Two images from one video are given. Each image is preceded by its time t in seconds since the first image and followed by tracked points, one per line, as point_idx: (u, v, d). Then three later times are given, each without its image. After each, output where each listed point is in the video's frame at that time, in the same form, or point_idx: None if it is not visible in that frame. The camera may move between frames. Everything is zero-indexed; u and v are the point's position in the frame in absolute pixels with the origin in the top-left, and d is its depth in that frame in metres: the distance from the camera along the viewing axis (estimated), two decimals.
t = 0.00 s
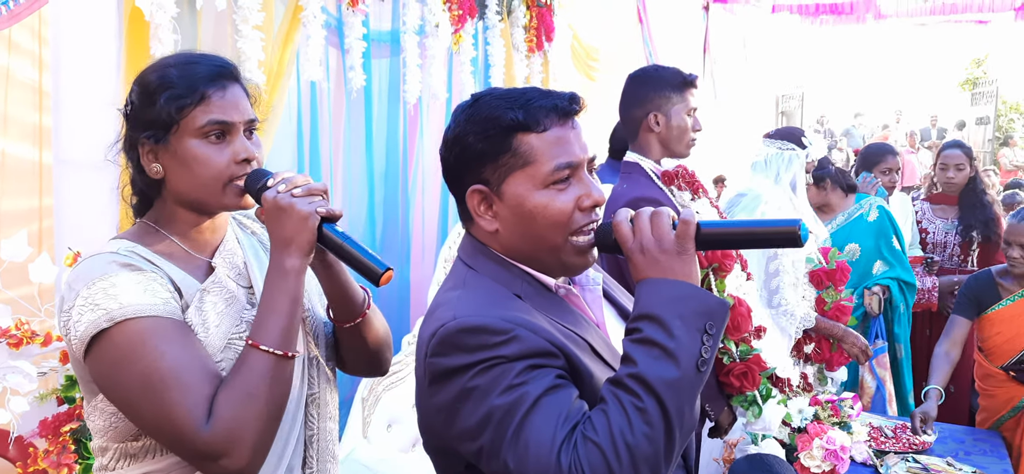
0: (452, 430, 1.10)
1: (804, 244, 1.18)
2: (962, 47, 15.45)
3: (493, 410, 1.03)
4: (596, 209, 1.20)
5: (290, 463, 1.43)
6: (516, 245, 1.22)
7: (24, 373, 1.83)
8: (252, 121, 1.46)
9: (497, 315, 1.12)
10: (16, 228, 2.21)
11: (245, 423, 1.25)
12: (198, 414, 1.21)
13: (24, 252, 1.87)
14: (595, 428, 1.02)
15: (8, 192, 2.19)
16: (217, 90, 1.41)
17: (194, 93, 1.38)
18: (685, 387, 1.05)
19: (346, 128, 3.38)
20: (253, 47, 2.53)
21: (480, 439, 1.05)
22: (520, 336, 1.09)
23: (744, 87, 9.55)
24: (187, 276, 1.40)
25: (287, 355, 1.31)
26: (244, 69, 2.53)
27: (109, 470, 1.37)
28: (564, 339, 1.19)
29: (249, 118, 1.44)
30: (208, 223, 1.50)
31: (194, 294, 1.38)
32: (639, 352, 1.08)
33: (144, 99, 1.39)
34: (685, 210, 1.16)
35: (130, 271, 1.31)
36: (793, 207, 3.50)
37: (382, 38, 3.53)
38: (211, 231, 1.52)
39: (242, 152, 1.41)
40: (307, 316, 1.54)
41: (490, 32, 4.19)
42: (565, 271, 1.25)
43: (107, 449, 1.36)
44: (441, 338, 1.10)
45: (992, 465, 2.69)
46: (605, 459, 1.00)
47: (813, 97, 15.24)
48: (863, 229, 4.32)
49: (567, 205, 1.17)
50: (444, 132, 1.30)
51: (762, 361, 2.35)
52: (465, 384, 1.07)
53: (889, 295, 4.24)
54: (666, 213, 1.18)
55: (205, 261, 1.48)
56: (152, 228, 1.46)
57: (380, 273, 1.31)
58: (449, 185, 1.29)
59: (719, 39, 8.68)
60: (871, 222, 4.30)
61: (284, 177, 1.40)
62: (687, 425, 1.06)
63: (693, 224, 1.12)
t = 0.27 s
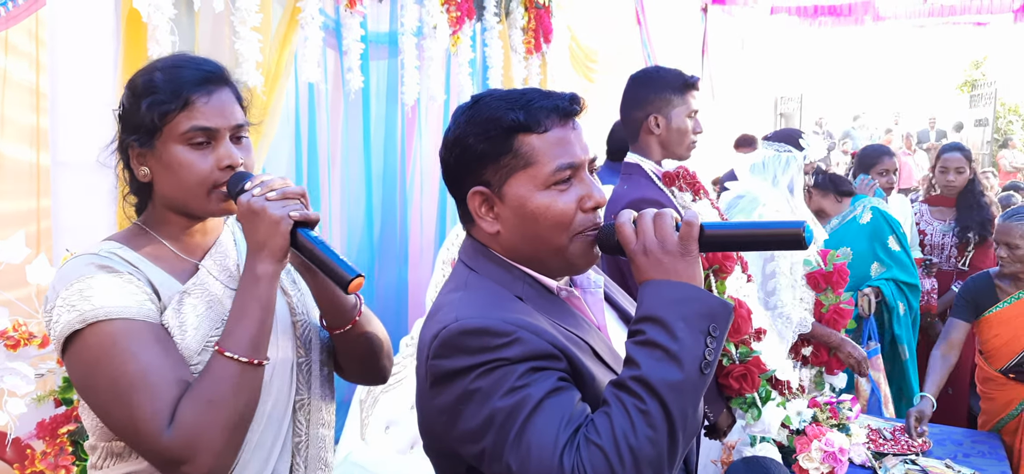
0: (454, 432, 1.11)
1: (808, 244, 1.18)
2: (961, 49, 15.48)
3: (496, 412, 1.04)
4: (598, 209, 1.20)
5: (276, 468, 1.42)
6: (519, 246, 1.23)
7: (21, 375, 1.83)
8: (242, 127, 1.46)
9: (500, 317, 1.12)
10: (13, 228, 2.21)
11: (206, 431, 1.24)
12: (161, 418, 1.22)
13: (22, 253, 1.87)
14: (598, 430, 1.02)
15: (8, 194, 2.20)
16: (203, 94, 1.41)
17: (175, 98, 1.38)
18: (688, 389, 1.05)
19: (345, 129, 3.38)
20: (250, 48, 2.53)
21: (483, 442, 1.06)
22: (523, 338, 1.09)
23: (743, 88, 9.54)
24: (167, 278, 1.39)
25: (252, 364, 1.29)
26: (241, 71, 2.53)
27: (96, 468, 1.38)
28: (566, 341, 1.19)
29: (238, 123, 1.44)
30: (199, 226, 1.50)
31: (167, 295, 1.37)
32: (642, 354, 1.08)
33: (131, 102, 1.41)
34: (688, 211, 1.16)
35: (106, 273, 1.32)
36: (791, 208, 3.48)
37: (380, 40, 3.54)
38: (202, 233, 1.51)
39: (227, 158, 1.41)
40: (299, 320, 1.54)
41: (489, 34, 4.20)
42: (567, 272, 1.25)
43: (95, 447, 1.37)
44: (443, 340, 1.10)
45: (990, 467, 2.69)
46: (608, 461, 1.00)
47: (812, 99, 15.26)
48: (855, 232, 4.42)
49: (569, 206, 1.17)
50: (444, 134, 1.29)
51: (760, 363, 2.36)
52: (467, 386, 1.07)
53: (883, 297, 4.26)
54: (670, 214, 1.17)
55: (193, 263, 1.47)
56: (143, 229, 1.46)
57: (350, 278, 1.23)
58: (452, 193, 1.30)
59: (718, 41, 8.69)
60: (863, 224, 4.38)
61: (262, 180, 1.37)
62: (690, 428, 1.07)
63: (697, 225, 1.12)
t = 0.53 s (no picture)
0: (458, 435, 1.11)
1: (811, 244, 1.19)
2: (960, 51, 15.50)
3: (499, 415, 1.04)
4: (600, 214, 1.21)
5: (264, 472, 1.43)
6: (522, 250, 1.23)
7: (22, 377, 1.84)
8: (235, 128, 1.46)
9: (503, 320, 1.13)
10: (16, 229, 2.21)
11: (180, 436, 1.24)
12: (136, 421, 1.23)
13: (22, 255, 1.87)
14: (602, 433, 1.02)
15: (9, 195, 2.20)
16: (195, 96, 1.42)
17: (166, 101, 1.39)
18: (691, 392, 1.05)
19: (345, 131, 3.38)
20: (251, 50, 2.54)
21: (486, 445, 1.06)
22: (525, 341, 1.09)
23: (743, 89, 9.54)
24: (157, 280, 1.41)
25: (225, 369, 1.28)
26: (242, 73, 2.54)
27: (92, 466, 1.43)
28: (568, 343, 1.19)
29: (231, 125, 1.44)
30: (195, 227, 1.51)
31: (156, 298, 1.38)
32: (645, 357, 1.08)
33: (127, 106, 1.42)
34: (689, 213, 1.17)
35: (93, 274, 1.33)
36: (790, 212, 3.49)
37: (381, 42, 3.54)
38: (199, 235, 1.52)
39: (217, 161, 1.41)
40: (294, 323, 1.54)
41: (489, 35, 4.21)
42: (569, 275, 1.26)
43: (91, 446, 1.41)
44: (446, 343, 1.10)
45: (991, 469, 2.70)
46: (612, 464, 1.00)
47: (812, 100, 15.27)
48: (848, 240, 4.42)
49: (571, 211, 1.17)
50: (448, 135, 1.30)
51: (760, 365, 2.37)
52: (470, 389, 1.08)
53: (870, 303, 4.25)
54: (671, 217, 1.18)
55: (187, 265, 1.47)
56: (140, 231, 1.48)
57: (325, 285, 1.23)
58: (454, 190, 1.30)
59: (718, 42, 8.70)
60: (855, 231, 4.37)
61: (248, 183, 1.36)
62: (693, 430, 1.07)
63: (699, 227, 1.12)
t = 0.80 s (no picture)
0: (457, 439, 1.12)
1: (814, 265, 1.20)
2: (960, 52, 15.52)
3: (498, 421, 1.05)
4: (602, 230, 1.20)
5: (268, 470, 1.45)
6: (521, 252, 1.24)
7: (24, 377, 1.84)
8: (237, 127, 1.46)
9: (503, 325, 1.13)
10: (19, 231, 2.20)
11: (181, 433, 1.25)
12: (137, 420, 1.24)
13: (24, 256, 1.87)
14: (601, 443, 1.03)
15: (14, 196, 2.20)
16: (195, 95, 1.42)
17: (166, 100, 1.40)
18: (691, 404, 1.07)
19: (346, 132, 3.39)
20: (253, 51, 2.55)
21: (485, 450, 1.07)
22: (525, 345, 1.10)
23: (743, 90, 9.53)
24: (160, 279, 1.41)
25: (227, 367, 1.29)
26: (244, 74, 2.55)
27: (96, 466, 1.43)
28: (568, 346, 1.20)
29: (231, 124, 1.44)
30: (199, 227, 1.51)
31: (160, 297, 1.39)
32: (646, 367, 1.09)
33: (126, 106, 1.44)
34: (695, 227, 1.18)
35: (97, 274, 1.34)
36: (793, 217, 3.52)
37: (382, 43, 3.54)
38: (202, 234, 1.52)
39: (218, 160, 1.41)
40: (296, 322, 1.55)
41: (489, 36, 4.21)
42: (568, 284, 1.27)
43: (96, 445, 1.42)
44: (446, 346, 1.11)
45: (991, 469, 2.71)
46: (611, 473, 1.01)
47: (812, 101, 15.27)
48: (841, 242, 4.51)
49: (575, 222, 1.18)
50: (466, 127, 1.31)
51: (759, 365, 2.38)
52: (470, 394, 1.09)
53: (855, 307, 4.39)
54: (676, 228, 1.20)
55: (190, 265, 1.48)
56: (144, 232, 1.48)
57: (324, 283, 1.23)
58: (462, 180, 1.31)
59: (718, 44, 8.70)
60: (848, 234, 4.47)
61: (249, 182, 1.36)
62: (691, 440, 1.08)
63: (703, 240, 1.14)
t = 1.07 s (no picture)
0: (455, 440, 1.12)
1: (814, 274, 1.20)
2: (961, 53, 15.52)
3: (497, 425, 1.05)
4: (606, 230, 1.20)
5: (290, 462, 1.45)
6: (521, 253, 1.24)
7: (25, 379, 1.84)
8: (246, 125, 1.48)
9: (503, 328, 1.14)
10: (21, 232, 2.21)
11: (207, 428, 1.26)
12: (163, 415, 1.24)
13: (26, 258, 1.88)
14: (599, 448, 1.03)
15: (16, 198, 2.22)
16: (205, 94, 1.44)
17: (177, 99, 1.40)
18: (688, 410, 1.07)
19: (347, 133, 3.39)
20: (253, 52, 2.56)
21: (483, 453, 1.07)
22: (525, 349, 1.10)
23: (744, 91, 9.53)
24: (177, 277, 1.42)
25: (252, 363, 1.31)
26: (244, 75, 2.56)
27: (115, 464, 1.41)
28: (567, 350, 1.20)
29: (241, 121, 1.46)
30: (210, 224, 1.52)
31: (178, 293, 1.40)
32: (645, 373, 1.09)
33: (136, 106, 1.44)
34: (695, 233, 1.19)
35: (116, 273, 1.34)
36: (802, 216, 3.48)
37: (383, 44, 3.54)
38: (213, 232, 1.53)
39: (231, 156, 1.42)
40: (310, 318, 1.56)
41: (490, 37, 4.22)
42: (568, 287, 1.27)
43: (114, 445, 1.40)
44: (446, 348, 1.11)
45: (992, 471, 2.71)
46: None
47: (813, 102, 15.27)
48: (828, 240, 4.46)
49: (577, 222, 1.18)
50: (469, 128, 1.31)
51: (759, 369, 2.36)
52: (469, 396, 1.09)
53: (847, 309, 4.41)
54: (677, 235, 1.20)
55: (205, 263, 1.49)
56: (156, 232, 1.49)
57: (347, 289, 1.23)
58: (465, 183, 1.31)
59: (718, 45, 8.70)
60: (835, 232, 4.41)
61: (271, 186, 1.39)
62: (688, 446, 1.09)
63: (703, 247, 1.15)
